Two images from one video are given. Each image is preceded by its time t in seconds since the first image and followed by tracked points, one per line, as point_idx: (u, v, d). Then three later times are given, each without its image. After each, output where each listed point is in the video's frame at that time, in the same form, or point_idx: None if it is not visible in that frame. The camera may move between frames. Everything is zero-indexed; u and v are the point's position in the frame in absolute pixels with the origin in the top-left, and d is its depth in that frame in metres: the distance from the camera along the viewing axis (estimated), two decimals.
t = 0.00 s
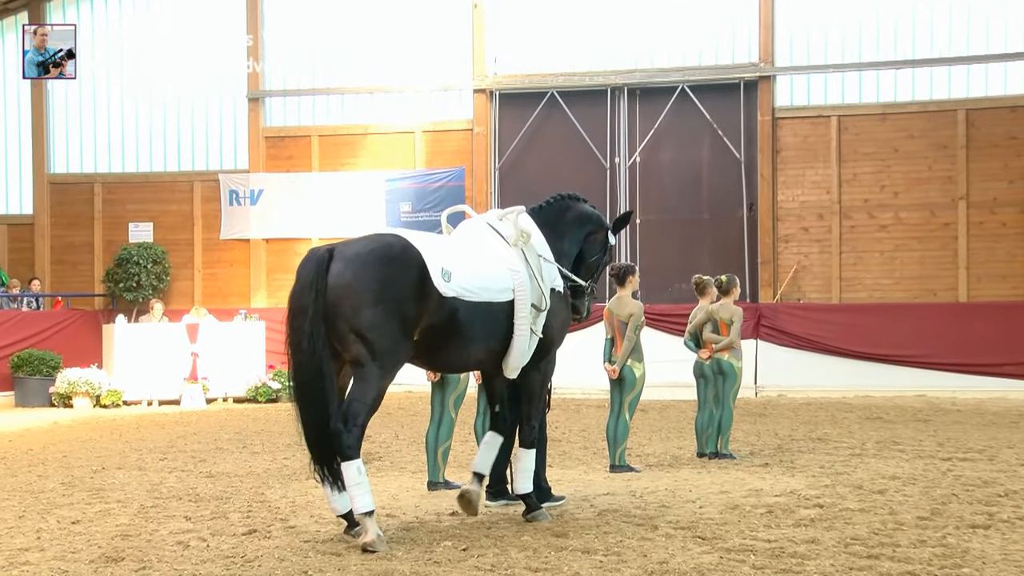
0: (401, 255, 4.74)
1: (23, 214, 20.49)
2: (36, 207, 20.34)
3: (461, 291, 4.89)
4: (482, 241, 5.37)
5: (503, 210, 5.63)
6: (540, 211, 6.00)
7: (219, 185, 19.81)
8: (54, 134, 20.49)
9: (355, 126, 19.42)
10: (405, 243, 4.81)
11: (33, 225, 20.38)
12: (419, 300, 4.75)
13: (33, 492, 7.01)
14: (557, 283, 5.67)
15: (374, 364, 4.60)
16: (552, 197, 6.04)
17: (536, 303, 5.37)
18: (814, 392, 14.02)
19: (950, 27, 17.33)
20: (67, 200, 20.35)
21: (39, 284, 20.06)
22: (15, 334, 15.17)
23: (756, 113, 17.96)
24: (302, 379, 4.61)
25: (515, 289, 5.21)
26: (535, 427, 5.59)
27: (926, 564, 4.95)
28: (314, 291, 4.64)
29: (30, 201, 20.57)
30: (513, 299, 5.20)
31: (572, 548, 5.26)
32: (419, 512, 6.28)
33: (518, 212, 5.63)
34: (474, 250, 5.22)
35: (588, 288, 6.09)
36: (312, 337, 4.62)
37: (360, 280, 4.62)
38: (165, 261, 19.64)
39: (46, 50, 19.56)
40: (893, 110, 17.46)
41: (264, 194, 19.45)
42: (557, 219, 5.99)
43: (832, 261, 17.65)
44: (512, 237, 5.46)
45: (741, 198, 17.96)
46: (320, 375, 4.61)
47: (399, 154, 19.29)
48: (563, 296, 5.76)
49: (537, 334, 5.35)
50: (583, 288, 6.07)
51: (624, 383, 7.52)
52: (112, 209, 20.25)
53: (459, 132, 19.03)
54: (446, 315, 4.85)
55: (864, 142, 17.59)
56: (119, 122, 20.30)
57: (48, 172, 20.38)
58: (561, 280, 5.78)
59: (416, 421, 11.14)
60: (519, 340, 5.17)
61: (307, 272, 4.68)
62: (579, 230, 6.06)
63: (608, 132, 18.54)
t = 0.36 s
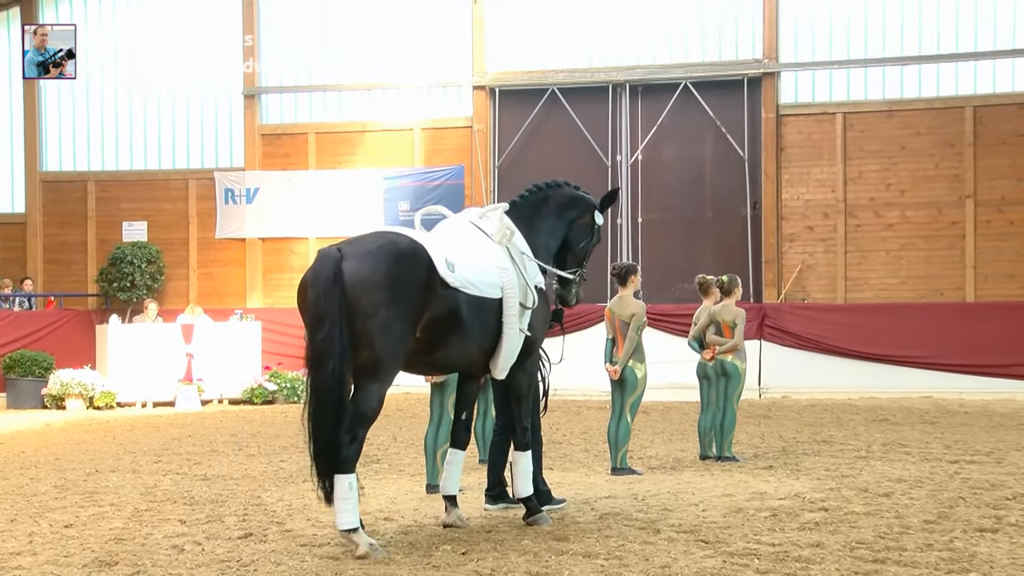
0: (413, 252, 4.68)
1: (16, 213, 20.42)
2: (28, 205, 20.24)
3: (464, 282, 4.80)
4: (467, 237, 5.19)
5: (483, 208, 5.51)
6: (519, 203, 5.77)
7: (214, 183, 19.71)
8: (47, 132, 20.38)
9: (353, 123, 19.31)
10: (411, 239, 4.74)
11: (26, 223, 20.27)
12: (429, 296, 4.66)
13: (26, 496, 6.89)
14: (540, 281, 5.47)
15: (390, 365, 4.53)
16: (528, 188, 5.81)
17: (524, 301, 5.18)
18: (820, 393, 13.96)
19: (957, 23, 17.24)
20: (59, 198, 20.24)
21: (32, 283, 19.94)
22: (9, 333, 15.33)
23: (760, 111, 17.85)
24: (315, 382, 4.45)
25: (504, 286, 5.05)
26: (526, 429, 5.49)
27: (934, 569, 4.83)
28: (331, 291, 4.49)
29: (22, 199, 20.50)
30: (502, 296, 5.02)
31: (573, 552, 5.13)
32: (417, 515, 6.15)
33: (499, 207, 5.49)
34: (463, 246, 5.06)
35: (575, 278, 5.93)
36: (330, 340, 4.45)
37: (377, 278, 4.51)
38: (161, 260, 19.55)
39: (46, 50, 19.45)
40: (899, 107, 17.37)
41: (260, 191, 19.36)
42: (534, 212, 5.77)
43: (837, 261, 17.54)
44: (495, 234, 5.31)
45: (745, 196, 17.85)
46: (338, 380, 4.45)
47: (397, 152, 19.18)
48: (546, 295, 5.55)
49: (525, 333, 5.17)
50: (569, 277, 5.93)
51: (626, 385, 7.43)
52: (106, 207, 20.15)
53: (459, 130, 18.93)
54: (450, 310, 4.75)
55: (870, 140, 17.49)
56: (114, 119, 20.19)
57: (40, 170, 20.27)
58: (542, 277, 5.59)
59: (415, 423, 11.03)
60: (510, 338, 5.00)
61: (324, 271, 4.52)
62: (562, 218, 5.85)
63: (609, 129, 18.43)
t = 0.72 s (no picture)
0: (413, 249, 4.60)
1: (10, 210, 20.34)
2: (22, 202, 20.14)
3: (455, 274, 4.69)
4: (449, 234, 5.04)
5: (465, 205, 5.37)
6: (498, 199, 5.63)
7: (212, 180, 19.62)
8: (41, 129, 20.26)
9: (353, 120, 19.18)
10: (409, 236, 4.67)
11: (20, 221, 20.17)
12: (428, 294, 4.58)
13: (21, 497, 6.78)
14: (524, 279, 5.31)
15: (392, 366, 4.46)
16: (503, 184, 5.67)
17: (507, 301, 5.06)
18: (827, 394, 13.81)
19: (966, 17, 17.13)
20: (54, 195, 20.13)
21: (27, 282, 19.84)
22: (9, 330, 15.09)
23: (766, 108, 17.74)
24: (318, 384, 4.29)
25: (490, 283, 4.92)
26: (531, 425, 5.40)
27: (942, 572, 4.70)
28: (336, 289, 4.32)
29: (16, 196, 20.42)
30: (488, 294, 4.89)
31: (576, 555, 5.01)
32: (418, 518, 6.04)
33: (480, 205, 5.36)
34: (448, 242, 4.94)
35: (562, 269, 5.87)
36: (336, 343, 4.30)
37: (382, 277, 4.41)
38: (158, 259, 19.46)
39: (46, 50, 19.44)
40: (907, 103, 17.25)
41: (258, 189, 19.26)
42: (512, 209, 5.63)
43: (844, 259, 17.43)
44: (478, 232, 5.17)
45: (750, 194, 17.75)
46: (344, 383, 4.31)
47: (397, 149, 19.05)
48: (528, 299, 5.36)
49: (509, 333, 5.04)
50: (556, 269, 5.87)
51: (630, 386, 7.33)
52: (101, 205, 20.04)
53: (460, 126, 18.85)
54: (445, 307, 4.66)
55: (878, 136, 17.38)
56: (111, 116, 20.09)
57: (34, 167, 20.17)
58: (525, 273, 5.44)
59: (415, 424, 10.93)
60: (495, 338, 4.87)
61: (328, 271, 4.34)
62: (541, 211, 5.73)
63: (612, 125, 18.30)
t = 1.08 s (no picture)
0: (405, 249, 4.59)
1: (16, 210, 20.36)
2: (27, 203, 20.17)
3: (447, 270, 4.68)
4: (444, 233, 5.03)
5: (462, 203, 5.34)
6: (498, 200, 5.63)
7: (217, 180, 19.64)
8: (46, 129, 20.28)
9: (358, 120, 19.20)
10: (402, 236, 4.67)
11: (25, 221, 20.19)
12: (422, 294, 4.57)
13: (25, 497, 6.79)
14: (521, 277, 5.32)
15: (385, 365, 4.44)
16: (505, 188, 5.66)
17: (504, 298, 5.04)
18: (832, 394, 13.81)
19: (973, 17, 17.10)
20: (59, 196, 20.18)
21: (31, 281, 19.86)
22: (10, 331, 15.19)
23: (771, 108, 17.73)
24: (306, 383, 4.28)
25: (486, 281, 4.89)
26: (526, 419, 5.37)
27: (948, 573, 4.69)
28: (324, 288, 4.33)
29: (21, 196, 20.43)
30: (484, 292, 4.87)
31: (581, 555, 5.00)
32: (422, 518, 6.04)
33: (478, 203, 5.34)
34: (443, 240, 4.93)
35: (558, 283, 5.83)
36: (325, 341, 4.29)
37: (373, 275, 4.41)
38: (162, 259, 19.50)
39: (46, 50, 19.16)
40: (913, 102, 17.23)
41: (263, 189, 19.29)
42: (514, 212, 5.62)
43: (849, 259, 17.42)
44: (474, 229, 5.15)
45: (756, 194, 17.72)
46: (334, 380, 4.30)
47: (402, 148, 19.06)
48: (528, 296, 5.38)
49: (506, 331, 5.04)
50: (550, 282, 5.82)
51: (633, 384, 7.31)
52: (106, 205, 20.06)
53: (464, 125, 18.85)
54: (438, 305, 4.65)
55: (883, 136, 17.37)
56: (116, 116, 20.09)
57: (40, 167, 20.20)
58: (524, 273, 5.45)
59: (419, 424, 10.94)
60: (490, 336, 4.84)
61: (316, 268, 4.35)
62: (540, 221, 5.71)
63: (618, 125, 18.31)
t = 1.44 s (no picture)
0: (390, 246, 4.51)
1: (20, 210, 20.37)
2: (32, 202, 20.20)
3: (440, 269, 4.63)
4: (445, 230, 5.02)
5: (467, 200, 5.32)
6: (508, 200, 5.63)
7: (221, 179, 19.65)
8: (51, 129, 20.30)
9: (363, 119, 19.21)
10: (390, 233, 4.58)
11: (29, 220, 20.22)
12: (408, 292, 4.50)
13: (31, 496, 6.79)
14: (527, 277, 5.32)
15: (369, 362, 4.37)
16: (519, 188, 5.69)
17: (506, 295, 5.02)
18: (835, 393, 13.83)
19: (978, 15, 17.09)
20: (63, 195, 20.20)
21: (35, 280, 19.88)
22: (14, 331, 15.16)
23: (775, 107, 17.73)
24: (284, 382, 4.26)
25: (486, 279, 4.88)
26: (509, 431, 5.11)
27: (953, 572, 4.68)
28: (301, 286, 4.30)
29: (26, 196, 20.45)
30: (484, 290, 4.85)
31: (585, 554, 4.99)
32: (427, 517, 6.04)
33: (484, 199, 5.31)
34: (443, 237, 4.91)
35: (564, 290, 5.84)
36: (303, 340, 4.28)
37: (351, 273, 4.35)
38: (166, 258, 19.51)
39: (46, 50, 19.05)
40: (918, 101, 17.22)
41: (268, 188, 19.28)
42: (528, 211, 5.63)
43: (853, 259, 17.41)
44: (477, 226, 5.13)
45: (761, 192, 17.73)
46: (313, 380, 4.28)
47: (407, 147, 19.07)
48: (532, 294, 5.35)
49: (509, 328, 5.01)
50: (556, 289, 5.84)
51: (638, 384, 7.32)
52: (110, 204, 20.08)
53: (469, 125, 18.84)
54: (429, 304, 4.59)
55: (888, 135, 17.36)
56: (120, 115, 20.09)
57: (45, 166, 20.23)
58: (531, 272, 5.45)
59: (424, 423, 10.94)
60: (491, 334, 4.83)
61: (293, 267, 4.33)
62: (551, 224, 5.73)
63: (622, 123, 18.31)
